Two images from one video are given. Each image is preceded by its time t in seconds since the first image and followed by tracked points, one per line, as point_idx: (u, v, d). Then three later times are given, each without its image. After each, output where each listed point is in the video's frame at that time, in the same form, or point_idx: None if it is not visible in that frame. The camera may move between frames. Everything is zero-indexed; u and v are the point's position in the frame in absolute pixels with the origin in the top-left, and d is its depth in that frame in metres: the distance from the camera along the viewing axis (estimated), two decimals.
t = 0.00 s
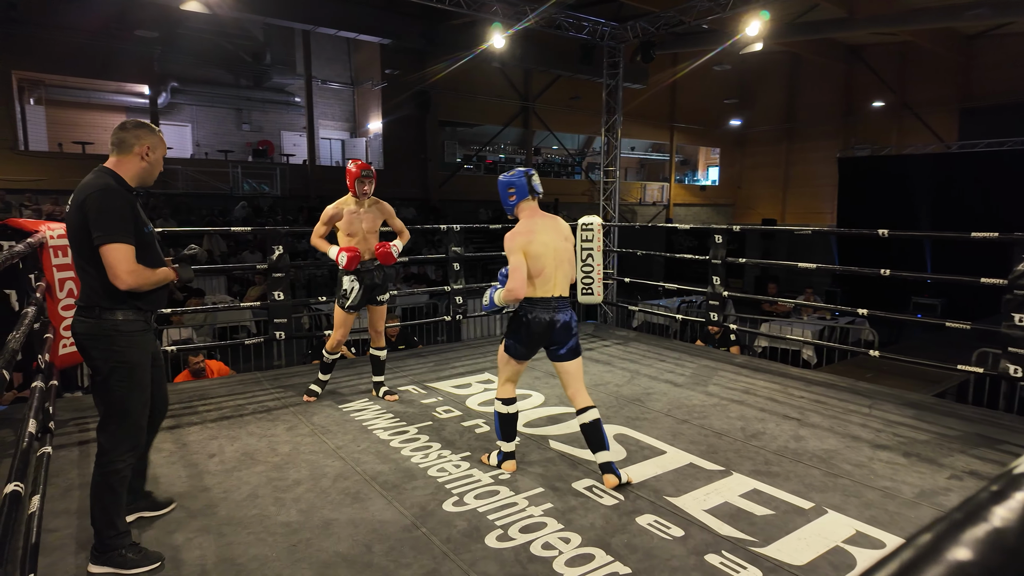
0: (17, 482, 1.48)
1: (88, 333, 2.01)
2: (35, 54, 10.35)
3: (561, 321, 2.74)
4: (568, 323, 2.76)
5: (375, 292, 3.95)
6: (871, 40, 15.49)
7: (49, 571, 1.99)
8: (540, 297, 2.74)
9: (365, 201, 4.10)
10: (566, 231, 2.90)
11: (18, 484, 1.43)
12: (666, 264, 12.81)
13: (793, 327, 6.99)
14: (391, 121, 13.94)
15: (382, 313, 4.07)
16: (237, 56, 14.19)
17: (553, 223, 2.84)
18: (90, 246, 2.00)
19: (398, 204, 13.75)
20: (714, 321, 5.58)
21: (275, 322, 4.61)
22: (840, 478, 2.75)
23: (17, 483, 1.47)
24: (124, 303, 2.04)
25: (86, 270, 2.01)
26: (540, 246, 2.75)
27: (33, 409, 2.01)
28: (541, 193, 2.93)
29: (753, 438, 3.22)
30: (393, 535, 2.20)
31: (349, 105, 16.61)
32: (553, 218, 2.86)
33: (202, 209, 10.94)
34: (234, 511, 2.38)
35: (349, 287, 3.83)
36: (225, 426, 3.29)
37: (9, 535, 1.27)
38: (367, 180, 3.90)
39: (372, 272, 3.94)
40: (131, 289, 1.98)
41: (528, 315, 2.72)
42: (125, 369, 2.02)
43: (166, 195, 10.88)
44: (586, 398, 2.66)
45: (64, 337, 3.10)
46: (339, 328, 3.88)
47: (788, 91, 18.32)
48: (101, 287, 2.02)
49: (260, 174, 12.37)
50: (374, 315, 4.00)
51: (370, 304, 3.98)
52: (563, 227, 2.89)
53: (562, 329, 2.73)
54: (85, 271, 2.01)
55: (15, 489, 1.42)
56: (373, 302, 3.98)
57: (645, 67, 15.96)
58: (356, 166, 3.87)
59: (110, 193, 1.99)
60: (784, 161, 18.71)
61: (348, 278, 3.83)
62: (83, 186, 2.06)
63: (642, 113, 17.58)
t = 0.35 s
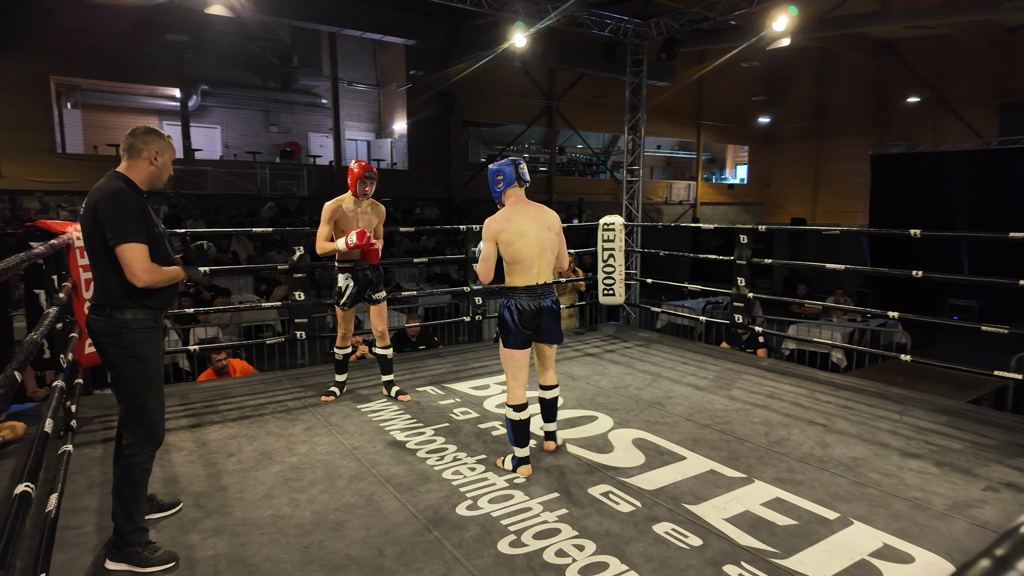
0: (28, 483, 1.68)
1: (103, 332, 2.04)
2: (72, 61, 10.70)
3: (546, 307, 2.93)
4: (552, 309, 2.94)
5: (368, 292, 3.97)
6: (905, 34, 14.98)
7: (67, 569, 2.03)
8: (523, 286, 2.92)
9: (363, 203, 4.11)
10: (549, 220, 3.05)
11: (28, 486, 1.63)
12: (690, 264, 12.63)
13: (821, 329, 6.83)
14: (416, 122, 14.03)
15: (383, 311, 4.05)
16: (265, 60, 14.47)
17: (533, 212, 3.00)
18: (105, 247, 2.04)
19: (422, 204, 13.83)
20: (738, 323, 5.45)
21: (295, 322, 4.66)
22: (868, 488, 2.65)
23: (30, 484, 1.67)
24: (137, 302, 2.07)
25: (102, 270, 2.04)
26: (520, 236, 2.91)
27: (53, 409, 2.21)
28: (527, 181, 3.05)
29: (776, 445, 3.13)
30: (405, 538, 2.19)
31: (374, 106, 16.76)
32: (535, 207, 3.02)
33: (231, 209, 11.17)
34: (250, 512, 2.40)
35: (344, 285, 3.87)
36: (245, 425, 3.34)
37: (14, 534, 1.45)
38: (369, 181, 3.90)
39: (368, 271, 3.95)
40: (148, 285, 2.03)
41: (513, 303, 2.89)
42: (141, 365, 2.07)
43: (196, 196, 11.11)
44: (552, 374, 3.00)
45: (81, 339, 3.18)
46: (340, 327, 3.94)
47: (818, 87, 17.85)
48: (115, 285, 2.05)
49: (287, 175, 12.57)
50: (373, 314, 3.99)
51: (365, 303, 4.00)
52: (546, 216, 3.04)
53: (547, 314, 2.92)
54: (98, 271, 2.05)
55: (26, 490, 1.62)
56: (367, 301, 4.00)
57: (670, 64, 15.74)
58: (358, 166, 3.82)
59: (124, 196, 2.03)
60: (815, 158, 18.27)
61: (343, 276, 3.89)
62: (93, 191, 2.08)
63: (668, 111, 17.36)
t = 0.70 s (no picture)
0: (55, 480, 1.80)
1: (131, 330, 2.10)
2: (124, 69, 11.19)
3: (549, 307, 3.03)
4: (554, 310, 3.05)
5: (400, 293, 3.98)
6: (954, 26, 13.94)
7: (100, 562, 2.11)
8: (530, 284, 3.00)
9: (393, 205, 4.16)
10: (562, 226, 3.16)
11: (53, 484, 1.74)
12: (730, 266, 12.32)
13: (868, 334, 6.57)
14: (451, 124, 14.15)
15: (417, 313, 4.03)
16: (306, 64, 14.85)
17: (550, 217, 3.10)
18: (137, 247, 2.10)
19: (458, 204, 13.93)
20: (778, 328, 5.24)
21: (328, 322, 4.73)
22: (914, 503, 2.50)
23: (56, 482, 1.79)
24: (165, 300, 2.13)
25: (134, 269, 2.10)
26: (536, 237, 3.00)
27: (86, 407, 2.35)
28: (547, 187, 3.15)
29: (815, 455, 2.99)
30: (426, 542, 2.18)
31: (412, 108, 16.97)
32: (551, 213, 3.12)
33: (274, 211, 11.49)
34: (276, 510, 2.44)
35: (376, 286, 3.92)
36: (277, 423, 3.40)
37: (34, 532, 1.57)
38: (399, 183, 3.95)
39: (398, 271, 3.98)
40: (179, 283, 2.10)
41: (519, 300, 2.98)
42: (169, 361, 2.12)
43: (240, 198, 11.45)
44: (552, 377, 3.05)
45: (117, 338, 3.48)
46: (372, 330, 3.97)
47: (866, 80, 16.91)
48: (145, 283, 2.11)
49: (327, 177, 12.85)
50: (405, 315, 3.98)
51: (398, 305, 4.02)
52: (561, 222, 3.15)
53: (550, 315, 3.03)
54: (129, 271, 2.11)
55: (50, 489, 1.73)
56: (400, 303, 4.01)
57: (710, 60, 15.37)
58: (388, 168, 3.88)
59: (154, 197, 2.09)
60: (864, 156, 17.45)
61: (375, 277, 3.93)
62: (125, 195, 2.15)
63: (708, 108, 16.98)
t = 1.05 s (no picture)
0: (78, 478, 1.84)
1: (162, 328, 2.15)
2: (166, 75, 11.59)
3: (542, 308, 3.14)
4: (547, 311, 3.14)
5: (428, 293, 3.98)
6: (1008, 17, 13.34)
7: (129, 557, 2.17)
8: (525, 288, 3.11)
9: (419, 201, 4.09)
10: (556, 231, 3.24)
11: (75, 481, 1.78)
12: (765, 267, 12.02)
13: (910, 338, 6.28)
14: (481, 125, 14.20)
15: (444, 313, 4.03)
16: (340, 68, 15.14)
17: (546, 223, 3.18)
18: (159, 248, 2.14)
19: (487, 205, 13.97)
20: (814, 331, 5.07)
21: (356, 321, 4.77)
22: (957, 517, 2.38)
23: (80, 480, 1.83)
24: (189, 300, 2.16)
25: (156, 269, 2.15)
26: (534, 243, 3.10)
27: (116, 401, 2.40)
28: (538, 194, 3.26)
29: (852, 464, 2.87)
30: (446, 546, 2.17)
31: (443, 110, 17.09)
32: (545, 218, 3.21)
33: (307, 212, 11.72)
34: (299, 509, 2.47)
35: (404, 287, 3.92)
36: (304, 422, 3.45)
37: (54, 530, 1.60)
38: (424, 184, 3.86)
39: (423, 271, 3.98)
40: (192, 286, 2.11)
41: (511, 302, 3.12)
42: (198, 360, 2.16)
43: (275, 199, 11.72)
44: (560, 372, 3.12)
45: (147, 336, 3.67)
46: (399, 330, 3.98)
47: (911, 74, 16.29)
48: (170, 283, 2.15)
49: (359, 179, 13.04)
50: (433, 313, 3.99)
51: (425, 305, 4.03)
52: (556, 227, 3.24)
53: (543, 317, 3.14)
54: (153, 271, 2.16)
55: (73, 486, 1.77)
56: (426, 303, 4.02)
57: (745, 57, 15.04)
58: (411, 166, 3.86)
59: (177, 197, 2.12)
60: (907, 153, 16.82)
61: (401, 277, 3.94)
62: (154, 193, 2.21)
63: (743, 106, 16.61)
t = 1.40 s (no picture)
0: (115, 473, 1.92)
1: (198, 329, 2.22)
2: (210, 82, 12.00)
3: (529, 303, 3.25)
4: (536, 306, 3.24)
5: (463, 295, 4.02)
6: None
7: (168, 551, 2.24)
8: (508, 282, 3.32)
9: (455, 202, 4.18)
10: (541, 225, 3.30)
11: (112, 478, 1.86)
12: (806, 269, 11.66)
13: (961, 344, 5.98)
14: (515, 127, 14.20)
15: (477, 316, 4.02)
16: (376, 72, 15.39)
17: (525, 218, 3.30)
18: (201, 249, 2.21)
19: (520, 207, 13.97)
20: (857, 336, 4.88)
21: (389, 322, 4.81)
22: (1010, 534, 2.25)
23: (116, 476, 1.91)
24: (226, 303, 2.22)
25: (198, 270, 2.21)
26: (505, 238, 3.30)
27: (155, 400, 2.49)
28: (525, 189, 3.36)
29: (896, 475, 2.75)
30: (474, 548, 2.17)
31: (477, 112, 17.17)
32: (527, 213, 3.31)
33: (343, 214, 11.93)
34: (331, 508, 2.50)
35: (439, 287, 3.94)
36: (337, 421, 3.51)
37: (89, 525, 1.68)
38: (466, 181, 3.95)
39: (460, 273, 4.02)
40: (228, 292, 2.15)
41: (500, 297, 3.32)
42: (232, 361, 2.23)
43: (313, 201, 11.97)
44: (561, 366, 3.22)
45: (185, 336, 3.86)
46: (433, 332, 4.00)
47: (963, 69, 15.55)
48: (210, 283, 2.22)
49: (394, 181, 13.22)
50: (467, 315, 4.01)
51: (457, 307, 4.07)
52: (541, 222, 3.30)
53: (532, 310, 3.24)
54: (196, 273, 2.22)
55: (110, 481, 1.85)
56: (459, 305, 4.06)
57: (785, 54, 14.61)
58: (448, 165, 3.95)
59: (220, 200, 2.19)
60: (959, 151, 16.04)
61: (438, 278, 3.96)
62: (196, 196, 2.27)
63: (783, 104, 16.15)
